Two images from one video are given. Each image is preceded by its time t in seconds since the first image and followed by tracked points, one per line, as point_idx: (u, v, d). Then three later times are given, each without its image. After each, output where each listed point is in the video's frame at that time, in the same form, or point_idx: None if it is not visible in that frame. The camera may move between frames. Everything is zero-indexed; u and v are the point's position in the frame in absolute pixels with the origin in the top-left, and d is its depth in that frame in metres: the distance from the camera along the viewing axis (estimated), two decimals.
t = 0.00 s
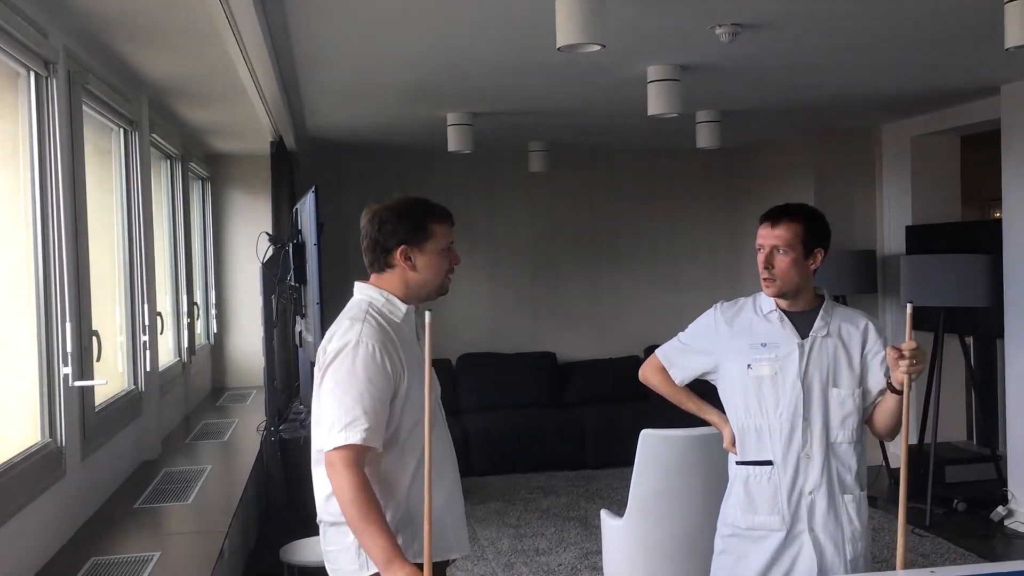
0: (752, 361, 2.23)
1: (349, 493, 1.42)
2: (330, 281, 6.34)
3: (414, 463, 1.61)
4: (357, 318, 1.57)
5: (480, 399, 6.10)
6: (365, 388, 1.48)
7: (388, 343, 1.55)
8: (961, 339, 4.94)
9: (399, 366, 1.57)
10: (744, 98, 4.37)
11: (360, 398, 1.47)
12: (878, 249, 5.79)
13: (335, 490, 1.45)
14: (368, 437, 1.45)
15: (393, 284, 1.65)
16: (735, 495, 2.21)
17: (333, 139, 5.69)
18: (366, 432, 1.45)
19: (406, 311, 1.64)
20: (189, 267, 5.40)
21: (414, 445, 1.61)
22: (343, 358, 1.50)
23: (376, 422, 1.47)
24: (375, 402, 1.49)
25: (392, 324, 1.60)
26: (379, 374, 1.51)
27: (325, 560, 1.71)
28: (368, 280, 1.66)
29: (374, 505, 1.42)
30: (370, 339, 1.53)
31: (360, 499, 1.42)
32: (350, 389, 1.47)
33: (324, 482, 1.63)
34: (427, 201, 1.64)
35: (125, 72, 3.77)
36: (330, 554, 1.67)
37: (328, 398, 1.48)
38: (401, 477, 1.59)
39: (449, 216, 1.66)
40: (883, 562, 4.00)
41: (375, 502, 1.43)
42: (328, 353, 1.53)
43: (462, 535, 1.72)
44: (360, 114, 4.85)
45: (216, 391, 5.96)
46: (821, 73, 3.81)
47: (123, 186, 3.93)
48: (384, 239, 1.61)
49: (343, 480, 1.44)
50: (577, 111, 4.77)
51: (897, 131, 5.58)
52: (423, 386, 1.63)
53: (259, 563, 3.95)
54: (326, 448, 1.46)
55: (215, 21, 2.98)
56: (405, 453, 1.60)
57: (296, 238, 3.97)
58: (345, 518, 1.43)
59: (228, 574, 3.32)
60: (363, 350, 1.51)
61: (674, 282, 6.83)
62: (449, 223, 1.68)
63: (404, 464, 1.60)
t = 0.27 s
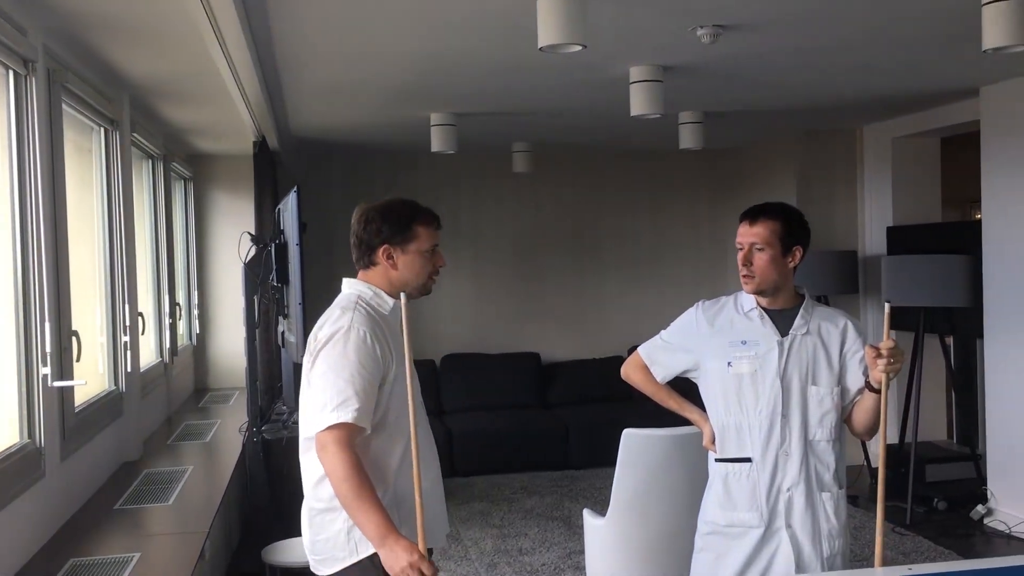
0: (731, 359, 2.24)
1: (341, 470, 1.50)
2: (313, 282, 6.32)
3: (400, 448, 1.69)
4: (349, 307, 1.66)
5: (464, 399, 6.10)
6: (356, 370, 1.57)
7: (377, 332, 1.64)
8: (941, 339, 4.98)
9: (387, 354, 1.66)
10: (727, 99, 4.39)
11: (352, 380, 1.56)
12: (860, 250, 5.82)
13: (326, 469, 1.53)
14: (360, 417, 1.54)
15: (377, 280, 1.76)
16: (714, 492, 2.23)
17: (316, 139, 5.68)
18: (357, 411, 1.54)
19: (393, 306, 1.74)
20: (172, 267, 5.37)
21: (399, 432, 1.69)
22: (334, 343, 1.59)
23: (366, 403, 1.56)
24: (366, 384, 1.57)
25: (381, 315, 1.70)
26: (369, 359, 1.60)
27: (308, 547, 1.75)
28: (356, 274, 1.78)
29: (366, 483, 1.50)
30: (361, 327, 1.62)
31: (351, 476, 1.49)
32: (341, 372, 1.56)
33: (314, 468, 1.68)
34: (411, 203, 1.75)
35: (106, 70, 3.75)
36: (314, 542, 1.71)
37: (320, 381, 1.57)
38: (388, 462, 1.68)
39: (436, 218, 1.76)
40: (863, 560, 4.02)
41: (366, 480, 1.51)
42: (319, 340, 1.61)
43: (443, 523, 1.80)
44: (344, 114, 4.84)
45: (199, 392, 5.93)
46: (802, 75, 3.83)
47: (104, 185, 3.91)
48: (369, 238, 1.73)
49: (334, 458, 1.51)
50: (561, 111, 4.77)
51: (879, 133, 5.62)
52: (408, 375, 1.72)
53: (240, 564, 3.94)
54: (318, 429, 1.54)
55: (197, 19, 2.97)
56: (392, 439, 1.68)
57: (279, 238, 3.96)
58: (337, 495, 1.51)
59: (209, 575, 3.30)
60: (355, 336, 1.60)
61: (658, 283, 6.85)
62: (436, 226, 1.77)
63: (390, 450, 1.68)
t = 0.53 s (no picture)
0: (712, 355, 2.25)
1: (344, 456, 1.54)
2: (295, 279, 6.29)
3: (395, 439, 1.74)
4: (350, 296, 1.70)
5: (446, 397, 6.10)
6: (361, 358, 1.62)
7: (378, 322, 1.69)
8: (920, 335, 5.02)
9: (387, 345, 1.71)
10: (708, 97, 4.40)
11: (356, 369, 1.61)
12: (840, 247, 5.86)
13: (328, 455, 1.57)
14: (363, 405, 1.59)
15: (370, 276, 1.79)
16: (695, 485, 2.25)
17: (297, 136, 5.66)
18: (361, 399, 1.59)
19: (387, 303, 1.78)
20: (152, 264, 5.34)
21: (394, 423, 1.74)
22: (338, 332, 1.64)
23: (369, 391, 1.61)
24: (369, 373, 1.62)
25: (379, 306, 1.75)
26: (372, 349, 1.65)
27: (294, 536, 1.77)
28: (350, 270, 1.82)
29: (368, 468, 1.54)
30: (364, 317, 1.67)
31: (355, 462, 1.54)
32: (345, 359, 1.61)
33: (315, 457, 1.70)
34: (402, 200, 1.78)
35: (84, 66, 3.72)
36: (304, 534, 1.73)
37: (323, 368, 1.61)
38: (384, 452, 1.72)
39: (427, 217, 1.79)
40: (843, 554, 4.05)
41: (368, 465, 1.55)
42: (321, 329, 1.65)
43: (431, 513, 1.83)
44: (325, 111, 4.82)
45: (179, 390, 5.90)
46: (783, 72, 3.85)
47: (82, 182, 3.88)
48: (361, 234, 1.77)
49: (338, 444, 1.56)
50: (543, 109, 4.78)
51: (858, 131, 5.65)
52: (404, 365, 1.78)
53: (220, 562, 3.92)
54: (320, 416, 1.58)
55: (176, 15, 2.95)
56: (388, 428, 1.73)
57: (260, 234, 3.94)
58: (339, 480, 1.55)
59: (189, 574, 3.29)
60: (358, 326, 1.65)
61: (640, 280, 6.86)
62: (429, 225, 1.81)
63: (385, 441, 1.72)
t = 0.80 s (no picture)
0: (692, 342, 2.26)
1: (352, 449, 1.60)
2: (274, 273, 6.26)
3: (396, 429, 1.78)
4: (352, 289, 1.74)
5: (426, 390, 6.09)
6: (367, 353, 1.66)
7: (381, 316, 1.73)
8: (897, 326, 5.05)
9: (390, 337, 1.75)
10: (686, 88, 4.41)
11: (362, 364, 1.65)
12: (818, 238, 5.89)
13: (335, 447, 1.62)
14: (370, 398, 1.64)
15: (364, 266, 1.84)
16: (673, 471, 2.27)
17: (274, 128, 5.62)
18: (368, 393, 1.64)
19: (385, 291, 1.83)
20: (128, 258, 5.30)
21: (395, 413, 1.79)
22: (344, 326, 1.67)
23: (375, 385, 1.66)
24: (374, 367, 1.67)
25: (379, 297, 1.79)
26: (377, 343, 1.69)
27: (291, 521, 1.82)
28: (344, 260, 1.87)
29: (376, 461, 1.60)
30: (368, 311, 1.71)
31: (363, 455, 1.59)
32: (352, 354, 1.65)
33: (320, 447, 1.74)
34: (393, 191, 1.83)
35: (56, 57, 3.68)
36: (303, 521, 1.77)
37: (329, 362, 1.65)
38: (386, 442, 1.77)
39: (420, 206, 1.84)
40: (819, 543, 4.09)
41: (376, 458, 1.61)
42: (325, 322, 1.69)
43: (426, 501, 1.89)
44: (302, 102, 4.79)
45: (157, 385, 5.86)
46: (760, 64, 3.86)
47: (55, 174, 3.85)
48: (354, 226, 1.82)
49: (345, 437, 1.61)
50: (521, 101, 4.77)
51: (836, 123, 5.68)
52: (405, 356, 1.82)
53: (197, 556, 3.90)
54: (327, 410, 1.63)
55: (148, 5, 2.92)
56: (389, 418, 1.78)
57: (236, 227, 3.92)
58: (347, 473, 1.60)
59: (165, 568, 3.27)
60: (362, 321, 1.69)
61: (620, 273, 6.87)
62: (421, 213, 1.86)
63: (386, 431, 1.77)
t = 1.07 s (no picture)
0: (666, 335, 2.26)
1: (364, 445, 1.66)
2: (246, 268, 6.20)
3: (402, 426, 1.84)
4: (366, 286, 1.79)
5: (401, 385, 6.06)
6: (380, 352, 1.72)
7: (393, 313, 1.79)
8: (869, 318, 5.09)
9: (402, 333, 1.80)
10: (658, 81, 4.40)
11: (376, 363, 1.71)
12: (791, 231, 5.91)
13: (348, 442, 1.68)
14: (383, 396, 1.70)
15: (372, 257, 1.90)
16: (643, 463, 2.26)
17: (245, 122, 5.56)
18: (380, 391, 1.70)
19: (394, 283, 1.89)
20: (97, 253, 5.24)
21: (404, 409, 1.84)
22: (358, 325, 1.73)
23: (387, 383, 1.72)
24: (387, 365, 1.73)
25: (390, 292, 1.84)
26: (389, 341, 1.75)
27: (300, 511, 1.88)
28: (353, 253, 1.92)
29: (385, 458, 1.66)
30: (382, 309, 1.76)
31: (373, 453, 1.65)
32: (365, 353, 1.71)
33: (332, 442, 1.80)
34: (403, 183, 1.90)
35: (19, 50, 3.62)
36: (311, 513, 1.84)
37: (343, 359, 1.71)
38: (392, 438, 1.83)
39: (430, 200, 1.90)
40: (792, 534, 4.11)
41: (385, 455, 1.67)
42: (340, 319, 1.75)
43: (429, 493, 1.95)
44: (273, 96, 4.74)
45: (128, 381, 5.80)
46: (732, 56, 3.86)
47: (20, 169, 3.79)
48: (364, 217, 1.88)
49: (357, 433, 1.67)
50: (494, 94, 4.74)
51: (808, 116, 5.70)
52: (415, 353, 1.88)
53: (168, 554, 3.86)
54: (341, 406, 1.70)
55: None
56: (398, 415, 1.84)
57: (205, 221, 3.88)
58: (358, 468, 1.67)
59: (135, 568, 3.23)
60: (377, 319, 1.74)
61: (595, 266, 6.87)
62: (431, 207, 1.91)
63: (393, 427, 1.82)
